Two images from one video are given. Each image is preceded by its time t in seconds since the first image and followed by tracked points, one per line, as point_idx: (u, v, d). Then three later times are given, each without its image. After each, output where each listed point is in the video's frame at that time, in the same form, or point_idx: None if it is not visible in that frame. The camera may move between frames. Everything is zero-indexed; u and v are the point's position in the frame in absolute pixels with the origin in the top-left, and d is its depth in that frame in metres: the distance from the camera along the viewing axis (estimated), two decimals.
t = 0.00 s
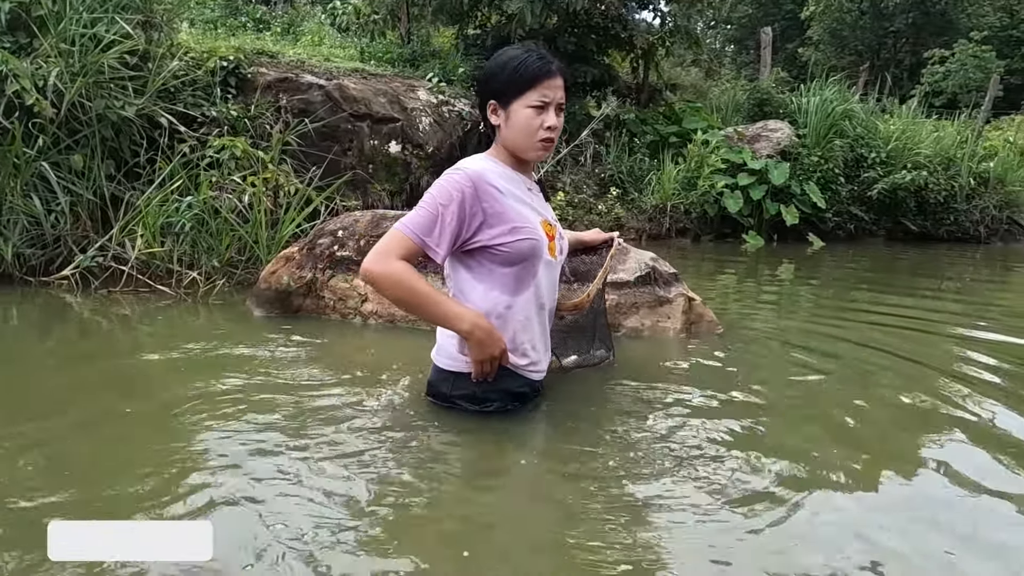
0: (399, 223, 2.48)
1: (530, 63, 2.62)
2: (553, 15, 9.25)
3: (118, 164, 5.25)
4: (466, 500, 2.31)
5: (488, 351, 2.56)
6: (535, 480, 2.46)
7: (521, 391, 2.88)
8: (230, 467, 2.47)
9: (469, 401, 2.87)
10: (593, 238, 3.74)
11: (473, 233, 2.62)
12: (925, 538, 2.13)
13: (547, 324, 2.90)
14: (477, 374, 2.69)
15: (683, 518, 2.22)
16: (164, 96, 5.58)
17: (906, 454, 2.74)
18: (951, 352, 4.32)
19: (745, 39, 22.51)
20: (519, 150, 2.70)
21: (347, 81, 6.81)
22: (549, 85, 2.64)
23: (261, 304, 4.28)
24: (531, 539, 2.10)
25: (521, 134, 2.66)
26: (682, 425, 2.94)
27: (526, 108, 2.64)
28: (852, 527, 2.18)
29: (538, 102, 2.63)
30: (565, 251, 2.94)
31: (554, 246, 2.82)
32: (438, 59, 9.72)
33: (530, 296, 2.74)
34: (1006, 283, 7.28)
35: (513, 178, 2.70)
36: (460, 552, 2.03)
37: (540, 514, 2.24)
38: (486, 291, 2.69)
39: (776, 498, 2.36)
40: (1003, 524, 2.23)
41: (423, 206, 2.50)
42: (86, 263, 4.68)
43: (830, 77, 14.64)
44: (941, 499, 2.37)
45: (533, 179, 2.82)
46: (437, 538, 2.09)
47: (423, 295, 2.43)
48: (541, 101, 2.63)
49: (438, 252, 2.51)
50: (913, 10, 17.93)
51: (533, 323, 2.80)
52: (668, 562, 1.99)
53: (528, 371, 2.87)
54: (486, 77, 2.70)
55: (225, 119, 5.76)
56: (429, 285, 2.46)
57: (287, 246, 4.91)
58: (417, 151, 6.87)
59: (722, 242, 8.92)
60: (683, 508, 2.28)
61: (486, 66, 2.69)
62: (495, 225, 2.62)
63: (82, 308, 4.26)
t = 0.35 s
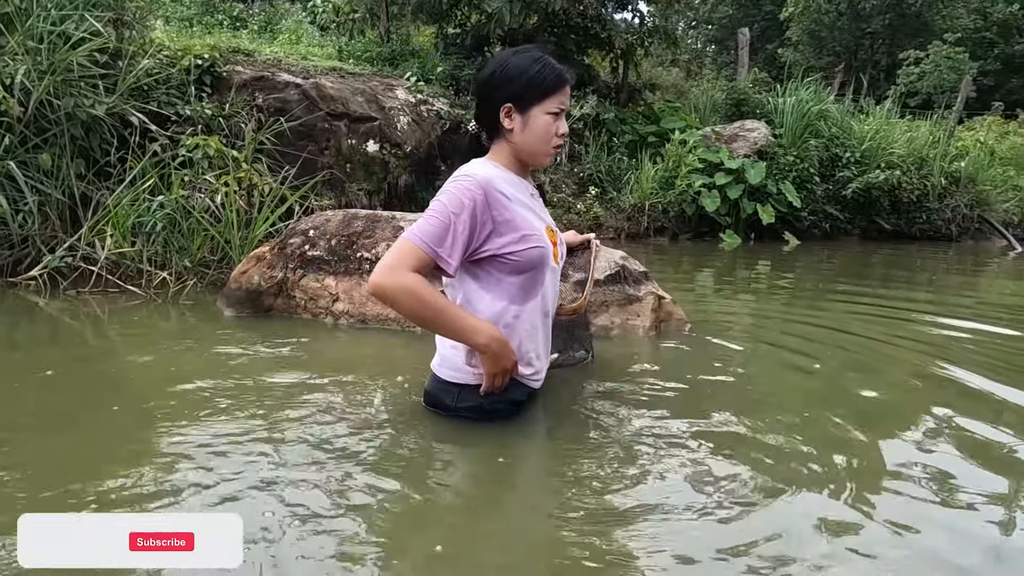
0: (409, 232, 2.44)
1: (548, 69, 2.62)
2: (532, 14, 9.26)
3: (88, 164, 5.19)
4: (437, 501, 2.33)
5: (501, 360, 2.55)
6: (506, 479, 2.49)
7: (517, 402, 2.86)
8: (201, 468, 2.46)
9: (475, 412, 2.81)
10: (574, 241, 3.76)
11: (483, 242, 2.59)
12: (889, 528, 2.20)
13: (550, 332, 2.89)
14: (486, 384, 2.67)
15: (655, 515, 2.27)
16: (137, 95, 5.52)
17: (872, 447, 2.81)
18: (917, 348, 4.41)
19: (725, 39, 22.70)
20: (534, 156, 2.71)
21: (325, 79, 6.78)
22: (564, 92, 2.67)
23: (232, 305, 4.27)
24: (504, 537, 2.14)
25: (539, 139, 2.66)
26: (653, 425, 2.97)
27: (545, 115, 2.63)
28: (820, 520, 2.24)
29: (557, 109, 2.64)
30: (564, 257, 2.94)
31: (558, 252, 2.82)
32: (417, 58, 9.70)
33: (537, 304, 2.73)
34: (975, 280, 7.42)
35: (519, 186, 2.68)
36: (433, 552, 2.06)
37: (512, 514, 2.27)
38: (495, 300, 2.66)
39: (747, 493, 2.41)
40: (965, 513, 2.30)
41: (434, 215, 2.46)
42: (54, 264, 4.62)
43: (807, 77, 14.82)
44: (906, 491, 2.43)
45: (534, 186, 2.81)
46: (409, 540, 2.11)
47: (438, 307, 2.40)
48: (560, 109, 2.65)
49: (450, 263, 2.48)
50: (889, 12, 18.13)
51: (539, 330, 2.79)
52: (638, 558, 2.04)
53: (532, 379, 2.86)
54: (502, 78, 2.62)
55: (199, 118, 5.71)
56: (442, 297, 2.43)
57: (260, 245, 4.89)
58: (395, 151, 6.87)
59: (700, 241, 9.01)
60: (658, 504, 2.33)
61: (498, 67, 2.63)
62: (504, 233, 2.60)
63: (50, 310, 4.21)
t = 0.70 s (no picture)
0: (433, 254, 2.19)
1: (566, 64, 2.41)
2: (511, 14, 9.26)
3: (57, 162, 5.12)
4: (407, 496, 2.32)
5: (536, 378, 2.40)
6: (478, 473, 2.48)
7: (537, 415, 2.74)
8: (167, 468, 2.45)
9: (495, 422, 2.67)
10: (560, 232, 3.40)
11: (508, 255, 2.39)
12: (859, 518, 2.22)
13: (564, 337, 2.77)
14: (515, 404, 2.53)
15: (629, 508, 2.27)
16: (108, 93, 5.46)
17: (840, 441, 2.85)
18: (886, 343, 4.48)
19: (705, 40, 22.92)
20: (548, 158, 2.51)
21: (301, 78, 6.74)
22: (578, 88, 2.48)
23: (202, 304, 4.23)
24: (475, 532, 2.13)
25: (555, 139, 2.46)
26: (624, 422, 2.99)
27: (563, 113, 2.43)
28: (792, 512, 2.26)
29: (574, 107, 2.45)
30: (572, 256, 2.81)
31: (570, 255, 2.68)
32: (396, 57, 9.68)
33: (558, 312, 2.59)
34: (944, 277, 7.56)
35: (534, 191, 2.50)
36: (404, 547, 2.06)
37: (483, 509, 2.26)
38: (518, 314, 2.50)
39: (720, 486, 2.43)
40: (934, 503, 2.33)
41: (461, 233, 2.23)
42: (22, 264, 4.54)
43: (784, 77, 15.01)
44: (877, 483, 2.46)
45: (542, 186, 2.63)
46: (377, 535, 2.10)
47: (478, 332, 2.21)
48: (576, 107, 2.46)
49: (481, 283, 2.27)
50: (865, 14, 18.38)
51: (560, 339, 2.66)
52: (608, 550, 2.05)
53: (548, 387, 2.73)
54: (524, 77, 2.37)
55: (173, 116, 5.65)
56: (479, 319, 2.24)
57: (232, 244, 4.85)
58: (372, 150, 6.88)
59: (678, 239, 9.10)
60: (631, 498, 2.34)
61: (515, 61, 2.38)
62: (528, 244, 2.42)
63: (17, 310, 4.15)
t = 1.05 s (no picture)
0: (451, 262, 2.10)
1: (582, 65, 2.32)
2: (490, 13, 9.22)
3: (23, 161, 5.04)
4: (368, 493, 2.31)
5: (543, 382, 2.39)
6: (442, 469, 2.47)
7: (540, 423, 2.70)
8: (124, 468, 2.41)
9: (490, 423, 2.63)
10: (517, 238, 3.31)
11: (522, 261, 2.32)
12: (822, 512, 2.23)
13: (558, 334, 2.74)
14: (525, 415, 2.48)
15: (596, 503, 2.27)
16: (77, 90, 5.39)
17: (806, 434, 2.86)
18: (855, 338, 4.52)
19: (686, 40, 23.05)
20: (559, 158, 2.43)
21: (277, 76, 6.69)
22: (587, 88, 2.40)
23: (169, 304, 4.18)
24: (436, 528, 2.12)
25: (569, 141, 2.38)
26: (591, 417, 2.99)
27: (578, 115, 2.35)
28: (756, 505, 2.26)
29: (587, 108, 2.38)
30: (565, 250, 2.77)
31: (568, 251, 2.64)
32: (374, 56, 9.64)
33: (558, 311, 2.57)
34: (916, 275, 7.67)
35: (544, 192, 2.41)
36: (364, 545, 2.04)
37: (446, 504, 2.26)
38: (526, 318, 2.44)
39: (686, 481, 2.43)
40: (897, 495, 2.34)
41: (484, 243, 2.12)
42: None
43: (763, 78, 15.15)
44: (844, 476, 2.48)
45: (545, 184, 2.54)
46: (336, 532, 2.09)
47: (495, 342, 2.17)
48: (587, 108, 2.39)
49: (498, 293, 2.20)
50: (843, 16, 18.59)
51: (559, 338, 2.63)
52: (569, 545, 2.04)
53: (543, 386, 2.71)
54: (553, 76, 2.24)
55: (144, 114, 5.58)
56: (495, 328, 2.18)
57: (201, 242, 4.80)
58: (349, 149, 6.85)
59: (656, 238, 9.15)
60: (597, 493, 2.33)
61: (540, 60, 2.23)
62: (541, 250, 2.34)
63: None
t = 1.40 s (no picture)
0: (498, 268, 2.06)
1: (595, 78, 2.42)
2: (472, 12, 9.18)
3: None
4: (346, 491, 2.30)
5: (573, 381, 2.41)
6: (420, 469, 2.46)
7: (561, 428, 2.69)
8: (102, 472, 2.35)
9: (505, 419, 2.65)
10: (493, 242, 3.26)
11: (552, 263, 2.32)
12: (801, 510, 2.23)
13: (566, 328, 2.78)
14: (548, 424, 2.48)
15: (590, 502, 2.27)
16: (50, 87, 5.31)
17: (785, 432, 2.89)
18: (832, 335, 4.58)
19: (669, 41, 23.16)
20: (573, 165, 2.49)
21: (255, 74, 6.63)
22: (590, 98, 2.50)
23: (141, 304, 4.14)
24: (411, 527, 2.11)
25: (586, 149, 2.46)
26: (573, 413, 2.99)
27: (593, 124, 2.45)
28: (737, 504, 2.26)
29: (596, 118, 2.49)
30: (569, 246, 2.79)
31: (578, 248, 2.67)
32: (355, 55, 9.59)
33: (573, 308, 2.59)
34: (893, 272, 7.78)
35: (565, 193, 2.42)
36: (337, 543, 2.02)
37: (421, 502, 2.25)
38: (550, 317, 2.45)
39: (674, 480, 2.43)
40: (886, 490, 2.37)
41: (529, 247, 2.10)
42: None
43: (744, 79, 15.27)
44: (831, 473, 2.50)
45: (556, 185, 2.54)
46: (308, 529, 2.07)
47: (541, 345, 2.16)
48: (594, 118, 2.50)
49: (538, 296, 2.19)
50: (823, 17, 18.77)
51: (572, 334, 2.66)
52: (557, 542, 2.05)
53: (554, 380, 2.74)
54: (589, 88, 2.27)
55: (119, 112, 5.51)
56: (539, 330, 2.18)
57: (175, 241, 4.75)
58: (329, 148, 6.80)
59: (637, 237, 9.20)
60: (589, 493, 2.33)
61: (583, 72, 2.25)
62: (568, 250, 2.35)
63: None
